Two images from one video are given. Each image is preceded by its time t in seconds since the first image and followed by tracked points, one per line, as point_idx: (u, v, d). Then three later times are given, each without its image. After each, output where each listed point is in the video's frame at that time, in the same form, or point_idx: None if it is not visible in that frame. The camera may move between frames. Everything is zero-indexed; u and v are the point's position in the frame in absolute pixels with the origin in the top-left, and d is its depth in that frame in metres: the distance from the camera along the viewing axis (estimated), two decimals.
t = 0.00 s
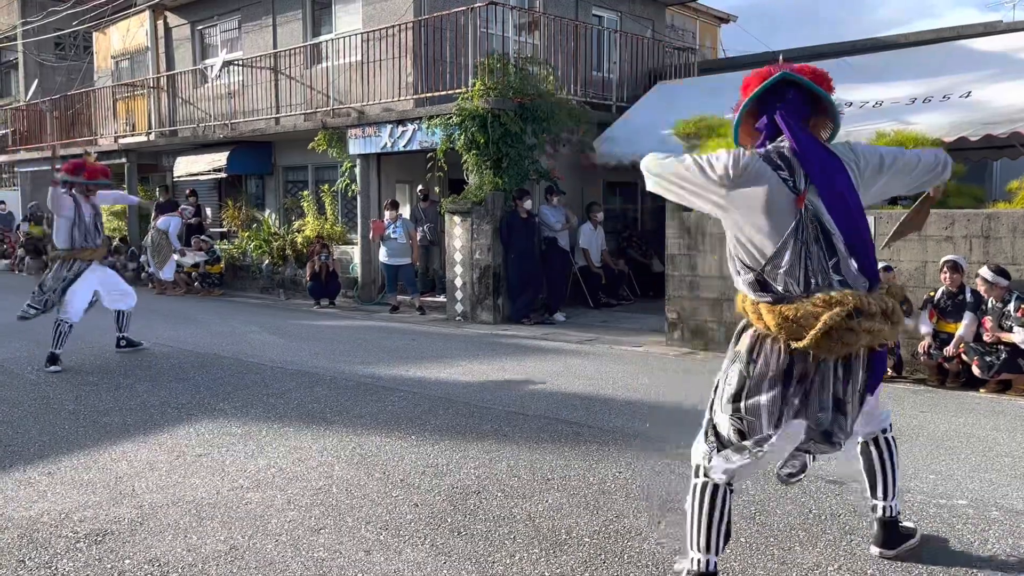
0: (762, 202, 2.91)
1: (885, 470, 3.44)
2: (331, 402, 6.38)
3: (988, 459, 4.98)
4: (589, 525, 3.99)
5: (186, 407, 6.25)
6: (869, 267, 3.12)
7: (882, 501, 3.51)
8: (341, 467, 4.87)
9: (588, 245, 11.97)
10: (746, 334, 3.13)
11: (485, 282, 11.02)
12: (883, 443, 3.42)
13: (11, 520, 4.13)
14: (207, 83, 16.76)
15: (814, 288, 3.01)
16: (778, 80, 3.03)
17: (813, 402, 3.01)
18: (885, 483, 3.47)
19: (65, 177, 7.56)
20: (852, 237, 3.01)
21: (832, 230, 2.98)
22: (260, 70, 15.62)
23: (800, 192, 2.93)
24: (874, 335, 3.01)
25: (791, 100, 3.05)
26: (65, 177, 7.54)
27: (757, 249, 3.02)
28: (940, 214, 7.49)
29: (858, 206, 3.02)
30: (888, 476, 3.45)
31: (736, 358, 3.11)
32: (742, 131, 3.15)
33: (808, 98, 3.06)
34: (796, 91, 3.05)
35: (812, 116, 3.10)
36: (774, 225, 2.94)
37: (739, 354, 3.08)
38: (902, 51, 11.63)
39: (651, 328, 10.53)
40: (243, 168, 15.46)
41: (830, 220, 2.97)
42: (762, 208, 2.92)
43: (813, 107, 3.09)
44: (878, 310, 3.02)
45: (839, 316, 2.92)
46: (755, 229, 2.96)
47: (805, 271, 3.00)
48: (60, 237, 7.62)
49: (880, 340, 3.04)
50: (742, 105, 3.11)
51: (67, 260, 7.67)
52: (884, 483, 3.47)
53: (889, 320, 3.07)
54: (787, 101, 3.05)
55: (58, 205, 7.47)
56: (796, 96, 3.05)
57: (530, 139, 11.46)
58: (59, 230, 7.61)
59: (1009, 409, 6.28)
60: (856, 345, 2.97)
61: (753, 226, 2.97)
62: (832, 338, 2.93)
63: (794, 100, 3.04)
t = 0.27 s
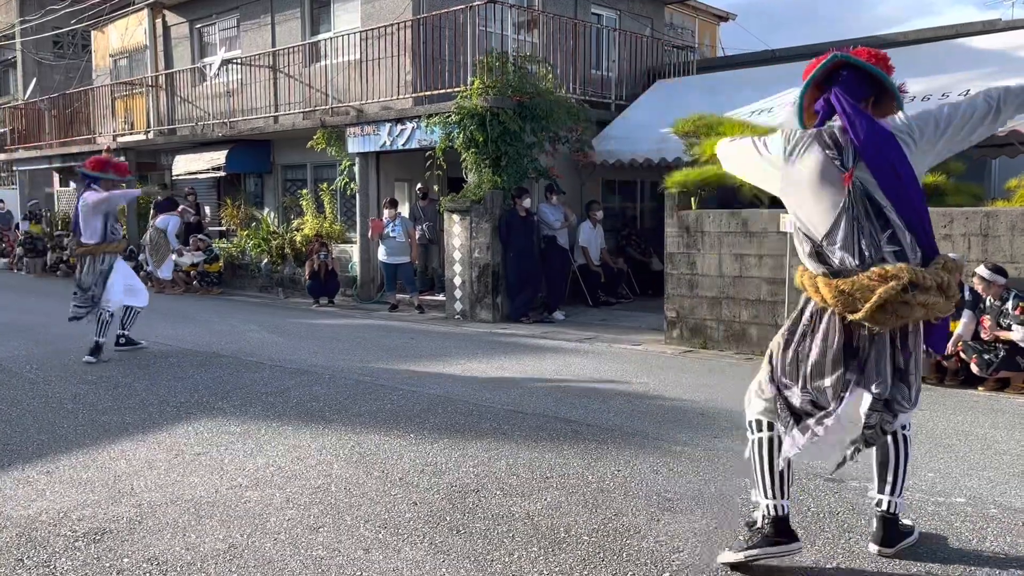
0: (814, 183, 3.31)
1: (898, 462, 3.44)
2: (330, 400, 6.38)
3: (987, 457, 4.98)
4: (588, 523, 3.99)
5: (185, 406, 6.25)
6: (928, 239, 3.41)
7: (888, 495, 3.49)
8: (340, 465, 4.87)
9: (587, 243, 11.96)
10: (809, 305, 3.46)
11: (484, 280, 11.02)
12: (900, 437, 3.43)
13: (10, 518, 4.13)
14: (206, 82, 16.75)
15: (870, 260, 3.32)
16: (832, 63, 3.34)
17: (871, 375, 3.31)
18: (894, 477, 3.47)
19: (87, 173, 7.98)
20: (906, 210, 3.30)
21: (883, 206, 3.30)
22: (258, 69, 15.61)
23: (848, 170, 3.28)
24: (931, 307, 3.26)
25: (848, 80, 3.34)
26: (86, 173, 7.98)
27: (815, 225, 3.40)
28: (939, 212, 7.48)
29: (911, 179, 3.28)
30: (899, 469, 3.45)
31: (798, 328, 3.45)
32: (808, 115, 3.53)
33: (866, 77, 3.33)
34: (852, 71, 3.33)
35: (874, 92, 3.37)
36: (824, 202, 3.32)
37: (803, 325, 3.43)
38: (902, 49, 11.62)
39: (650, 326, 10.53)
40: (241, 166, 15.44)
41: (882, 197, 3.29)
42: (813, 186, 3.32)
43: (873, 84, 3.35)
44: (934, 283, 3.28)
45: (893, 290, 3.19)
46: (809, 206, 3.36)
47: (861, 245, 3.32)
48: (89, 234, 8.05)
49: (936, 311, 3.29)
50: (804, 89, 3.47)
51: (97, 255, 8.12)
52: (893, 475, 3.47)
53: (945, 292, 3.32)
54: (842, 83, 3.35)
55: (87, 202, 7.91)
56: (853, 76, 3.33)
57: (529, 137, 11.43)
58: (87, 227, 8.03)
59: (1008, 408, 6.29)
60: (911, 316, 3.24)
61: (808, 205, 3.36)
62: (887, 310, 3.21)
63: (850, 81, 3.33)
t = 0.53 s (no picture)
0: (840, 168, 3.51)
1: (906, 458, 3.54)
2: (328, 399, 6.38)
3: (983, 455, 4.99)
4: (585, 521, 3.99)
5: (182, 405, 6.25)
6: (950, 226, 3.58)
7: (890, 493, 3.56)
8: (338, 464, 4.87)
9: (585, 241, 11.96)
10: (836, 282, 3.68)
11: (482, 278, 11.02)
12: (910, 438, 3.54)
13: (7, 517, 4.13)
14: (203, 80, 16.72)
15: (891, 245, 3.51)
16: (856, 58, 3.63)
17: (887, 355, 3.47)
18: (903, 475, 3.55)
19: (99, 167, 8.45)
20: (929, 194, 3.47)
21: (906, 191, 3.47)
22: (256, 67, 15.59)
23: (872, 155, 3.47)
24: (948, 293, 3.43)
25: (872, 74, 3.60)
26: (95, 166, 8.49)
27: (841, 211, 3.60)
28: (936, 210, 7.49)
29: (935, 164, 3.45)
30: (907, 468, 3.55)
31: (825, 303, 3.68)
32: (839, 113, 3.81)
33: (889, 71, 3.59)
34: (876, 65, 3.60)
35: (897, 86, 3.61)
36: (850, 184, 3.50)
37: (823, 303, 3.63)
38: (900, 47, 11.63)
39: (648, 324, 10.54)
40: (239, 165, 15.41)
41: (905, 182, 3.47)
42: (839, 169, 3.51)
43: (896, 77, 3.60)
44: (953, 272, 3.44)
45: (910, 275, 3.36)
46: (835, 188, 3.55)
47: (884, 229, 3.51)
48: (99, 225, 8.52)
49: (953, 299, 3.46)
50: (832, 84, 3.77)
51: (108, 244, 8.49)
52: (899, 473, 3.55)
53: (964, 282, 3.48)
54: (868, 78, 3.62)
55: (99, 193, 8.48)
56: (877, 69, 3.60)
57: (527, 135, 11.43)
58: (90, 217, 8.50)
59: (1005, 405, 6.30)
60: (929, 301, 3.40)
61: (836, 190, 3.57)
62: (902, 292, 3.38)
63: (874, 73, 3.60)
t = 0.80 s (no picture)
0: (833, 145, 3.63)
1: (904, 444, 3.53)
2: (325, 397, 6.38)
3: (980, 452, 4.99)
4: (582, 520, 3.99)
5: (179, 403, 6.24)
6: (938, 218, 3.59)
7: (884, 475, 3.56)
8: (335, 462, 4.86)
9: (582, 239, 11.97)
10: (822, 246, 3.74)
11: (479, 276, 11.01)
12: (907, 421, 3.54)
13: (3, 516, 4.12)
14: (200, 78, 16.70)
15: (867, 226, 3.55)
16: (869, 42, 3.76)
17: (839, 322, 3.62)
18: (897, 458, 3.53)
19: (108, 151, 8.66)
20: (914, 178, 3.51)
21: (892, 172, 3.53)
22: (253, 65, 15.57)
23: (864, 135, 3.56)
24: (907, 288, 3.39)
25: (881, 58, 3.72)
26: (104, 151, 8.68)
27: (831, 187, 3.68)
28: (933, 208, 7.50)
29: (924, 148, 3.49)
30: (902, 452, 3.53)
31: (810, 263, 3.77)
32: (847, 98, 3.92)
33: (899, 58, 3.71)
34: (887, 51, 3.72)
35: (905, 73, 3.72)
36: (842, 160, 3.61)
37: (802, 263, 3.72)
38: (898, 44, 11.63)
39: (645, 322, 10.54)
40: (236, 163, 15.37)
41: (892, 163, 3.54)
42: (833, 146, 3.63)
43: (905, 64, 3.71)
44: (917, 267, 3.40)
45: (873, 259, 3.38)
46: (827, 163, 3.67)
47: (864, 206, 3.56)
48: (106, 205, 8.59)
49: (913, 296, 3.41)
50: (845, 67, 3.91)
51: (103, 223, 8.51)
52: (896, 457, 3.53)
53: (932, 280, 3.42)
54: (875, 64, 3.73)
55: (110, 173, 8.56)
56: (887, 54, 3.71)
57: (524, 133, 11.44)
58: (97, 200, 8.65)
59: (1002, 403, 6.31)
60: (885, 289, 3.40)
61: (828, 166, 3.67)
62: (862, 273, 3.42)
63: (884, 58, 3.71)
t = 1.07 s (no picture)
0: (820, 157, 3.72)
1: (886, 453, 3.57)
2: (322, 395, 6.38)
3: (976, 449, 5.00)
4: (579, 517, 4.00)
5: (176, 402, 6.24)
6: (916, 232, 3.62)
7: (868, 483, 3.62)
8: (332, 461, 4.86)
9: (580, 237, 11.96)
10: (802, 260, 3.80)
11: (476, 275, 11.01)
12: (892, 429, 3.57)
13: None
14: (197, 76, 16.67)
15: (841, 234, 3.62)
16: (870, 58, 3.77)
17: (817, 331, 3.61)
18: (880, 465, 3.59)
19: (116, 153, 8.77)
20: (893, 195, 3.57)
21: (872, 186, 3.59)
22: (249, 63, 15.54)
23: (850, 148, 3.64)
24: (871, 293, 3.42)
25: (880, 76, 3.74)
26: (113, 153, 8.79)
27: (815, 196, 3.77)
28: (930, 205, 7.50)
29: (906, 170, 3.56)
30: (884, 460, 3.58)
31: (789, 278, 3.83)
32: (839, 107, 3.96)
33: (897, 78, 3.74)
34: (887, 70, 3.74)
35: (902, 93, 3.75)
36: (827, 171, 3.69)
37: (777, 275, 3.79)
38: (895, 43, 11.64)
39: (642, 320, 10.55)
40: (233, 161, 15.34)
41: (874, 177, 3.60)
42: (819, 154, 3.72)
43: (902, 84, 3.74)
44: (883, 272, 3.42)
45: (838, 263, 3.47)
46: (812, 171, 3.75)
47: (839, 214, 3.63)
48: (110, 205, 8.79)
49: (879, 300, 3.43)
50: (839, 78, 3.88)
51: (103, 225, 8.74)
52: (878, 466, 3.59)
53: (898, 286, 3.43)
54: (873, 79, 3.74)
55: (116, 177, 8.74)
56: (885, 73, 3.74)
57: (521, 131, 11.46)
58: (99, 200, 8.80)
59: (998, 400, 6.31)
60: (848, 294, 3.44)
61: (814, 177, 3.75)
62: (827, 279, 3.50)
63: (882, 76, 3.73)
